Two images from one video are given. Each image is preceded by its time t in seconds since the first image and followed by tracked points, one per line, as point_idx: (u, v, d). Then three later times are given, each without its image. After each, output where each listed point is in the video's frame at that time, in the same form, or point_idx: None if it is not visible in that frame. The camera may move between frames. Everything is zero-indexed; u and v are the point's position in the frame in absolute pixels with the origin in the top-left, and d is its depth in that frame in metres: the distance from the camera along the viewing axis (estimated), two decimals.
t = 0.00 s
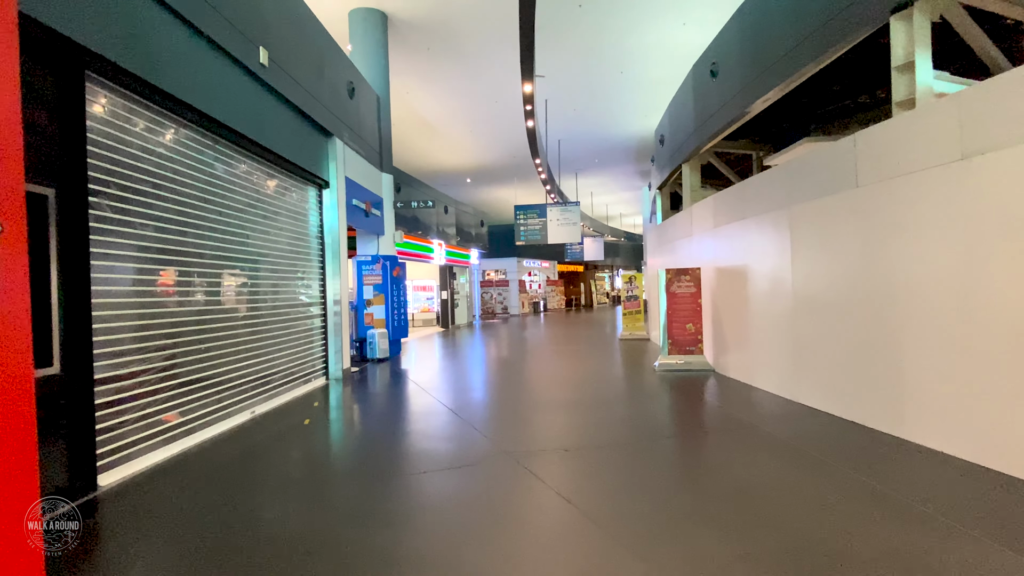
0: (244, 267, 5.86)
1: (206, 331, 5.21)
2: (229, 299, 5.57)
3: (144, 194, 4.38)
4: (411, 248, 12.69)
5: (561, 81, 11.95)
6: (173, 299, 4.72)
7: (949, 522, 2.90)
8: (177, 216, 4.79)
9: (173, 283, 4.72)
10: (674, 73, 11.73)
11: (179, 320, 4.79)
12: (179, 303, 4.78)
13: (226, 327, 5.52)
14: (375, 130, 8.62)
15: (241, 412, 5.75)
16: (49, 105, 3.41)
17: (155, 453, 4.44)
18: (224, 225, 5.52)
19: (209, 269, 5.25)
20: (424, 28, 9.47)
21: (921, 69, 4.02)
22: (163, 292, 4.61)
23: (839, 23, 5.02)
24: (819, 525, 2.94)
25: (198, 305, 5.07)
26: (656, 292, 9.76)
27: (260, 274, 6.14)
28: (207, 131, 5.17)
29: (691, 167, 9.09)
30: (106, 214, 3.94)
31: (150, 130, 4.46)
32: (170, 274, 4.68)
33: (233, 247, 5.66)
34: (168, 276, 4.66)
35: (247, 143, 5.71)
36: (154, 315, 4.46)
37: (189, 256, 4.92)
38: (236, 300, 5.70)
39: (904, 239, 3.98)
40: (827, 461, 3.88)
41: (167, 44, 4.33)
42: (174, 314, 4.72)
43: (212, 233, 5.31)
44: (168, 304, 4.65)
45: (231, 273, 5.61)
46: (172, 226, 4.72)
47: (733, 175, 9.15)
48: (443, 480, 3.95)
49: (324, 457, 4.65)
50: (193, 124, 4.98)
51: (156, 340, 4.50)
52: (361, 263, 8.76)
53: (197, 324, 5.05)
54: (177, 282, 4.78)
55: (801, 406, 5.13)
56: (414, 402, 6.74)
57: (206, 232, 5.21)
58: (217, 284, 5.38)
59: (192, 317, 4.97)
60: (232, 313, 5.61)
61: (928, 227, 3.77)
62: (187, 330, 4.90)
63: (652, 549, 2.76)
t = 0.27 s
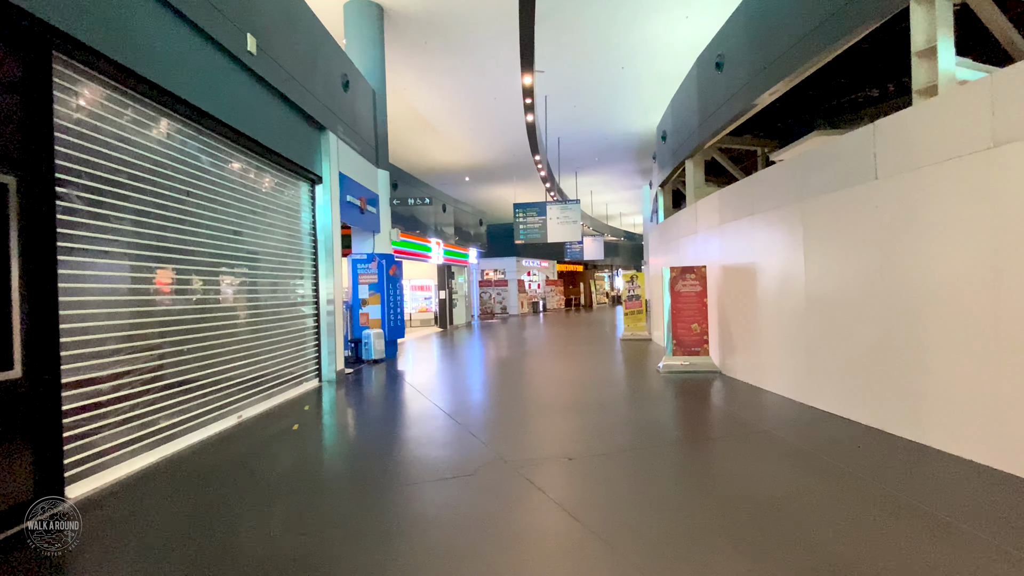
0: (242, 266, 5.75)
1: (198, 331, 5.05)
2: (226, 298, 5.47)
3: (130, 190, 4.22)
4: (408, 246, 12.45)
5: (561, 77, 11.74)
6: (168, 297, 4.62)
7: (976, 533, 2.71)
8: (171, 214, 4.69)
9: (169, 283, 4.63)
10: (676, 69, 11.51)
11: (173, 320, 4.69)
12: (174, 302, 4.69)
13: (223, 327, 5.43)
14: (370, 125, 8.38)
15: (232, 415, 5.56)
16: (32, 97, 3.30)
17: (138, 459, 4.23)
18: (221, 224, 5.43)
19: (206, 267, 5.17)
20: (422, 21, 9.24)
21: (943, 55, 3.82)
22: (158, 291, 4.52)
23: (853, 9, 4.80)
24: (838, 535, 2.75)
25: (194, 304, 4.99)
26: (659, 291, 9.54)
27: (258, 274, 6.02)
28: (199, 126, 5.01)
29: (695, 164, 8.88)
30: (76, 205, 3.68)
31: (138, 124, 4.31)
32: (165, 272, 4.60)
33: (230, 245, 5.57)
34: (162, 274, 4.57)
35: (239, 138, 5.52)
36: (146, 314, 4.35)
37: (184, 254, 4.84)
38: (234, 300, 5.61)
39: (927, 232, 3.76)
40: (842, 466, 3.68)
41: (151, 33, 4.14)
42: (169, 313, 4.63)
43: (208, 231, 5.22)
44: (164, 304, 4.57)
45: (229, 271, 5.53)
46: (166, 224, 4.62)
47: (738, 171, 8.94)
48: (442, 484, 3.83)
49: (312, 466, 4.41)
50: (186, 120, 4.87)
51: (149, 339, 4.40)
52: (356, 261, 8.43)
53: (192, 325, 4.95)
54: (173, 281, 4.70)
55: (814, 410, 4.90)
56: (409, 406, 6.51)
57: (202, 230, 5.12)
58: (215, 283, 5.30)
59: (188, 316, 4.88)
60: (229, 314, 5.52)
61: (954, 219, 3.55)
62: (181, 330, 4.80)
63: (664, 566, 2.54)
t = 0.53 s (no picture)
0: (239, 267, 5.67)
1: (188, 336, 4.89)
2: (223, 301, 5.40)
3: (116, 190, 4.07)
4: (404, 246, 12.20)
5: (561, 75, 11.52)
6: (162, 298, 4.56)
7: (1010, 558, 2.51)
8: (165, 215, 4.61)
9: (168, 283, 4.63)
10: (678, 66, 11.29)
11: (167, 323, 4.61)
12: (168, 304, 4.62)
13: (221, 330, 5.36)
14: (364, 122, 8.13)
15: (223, 421, 5.35)
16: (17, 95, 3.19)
17: (119, 470, 4.01)
18: (217, 225, 5.34)
19: (202, 269, 5.11)
20: (418, 15, 8.99)
21: (968, 43, 3.58)
22: (153, 292, 4.46)
23: None
24: (858, 559, 2.57)
25: (190, 305, 4.92)
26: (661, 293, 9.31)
27: (255, 276, 5.92)
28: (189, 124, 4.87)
29: (698, 162, 8.66)
30: (41, 203, 3.40)
31: (124, 120, 4.15)
32: (161, 275, 4.55)
33: (228, 246, 5.49)
34: (157, 276, 4.50)
35: (229, 135, 5.34)
36: (136, 315, 4.25)
37: (180, 256, 4.78)
38: (232, 303, 5.54)
39: (949, 233, 3.55)
40: (859, 481, 3.49)
41: (135, 25, 3.97)
42: (163, 314, 4.56)
43: (204, 231, 5.15)
44: (158, 308, 4.50)
45: (226, 272, 5.45)
46: (160, 225, 4.54)
47: (742, 169, 8.73)
48: (438, 488, 3.74)
49: (304, 472, 4.20)
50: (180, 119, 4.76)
51: (140, 342, 4.30)
52: (350, 262, 8.21)
53: (186, 328, 4.86)
54: (169, 282, 4.65)
55: (827, 418, 4.69)
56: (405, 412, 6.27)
57: (198, 231, 5.04)
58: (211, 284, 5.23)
59: (183, 318, 4.82)
60: (228, 317, 5.47)
61: (979, 219, 3.34)
62: (175, 332, 4.71)
63: None
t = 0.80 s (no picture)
0: (236, 265, 5.54)
1: (178, 337, 4.71)
2: (219, 301, 5.28)
3: (102, 184, 3.90)
4: (400, 245, 11.97)
5: (560, 70, 11.32)
6: (157, 295, 4.45)
7: None
8: (159, 211, 4.49)
9: (164, 281, 4.54)
10: (679, 61, 11.09)
11: (160, 324, 4.49)
12: (162, 303, 4.50)
13: (217, 328, 5.26)
14: (358, 116, 7.89)
15: (212, 424, 5.13)
16: None
17: (99, 478, 3.80)
18: (211, 223, 5.21)
19: (198, 267, 4.99)
20: (414, 8, 8.76)
21: (997, 25, 3.38)
22: (149, 290, 4.36)
23: None
24: None
25: (185, 304, 4.81)
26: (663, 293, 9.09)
27: (251, 274, 5.77)
28: (179, 117, 4.69)
29: (701, 158, 8.47)
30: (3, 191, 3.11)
31: (108, 111, 3.97)
32: (157, 276, 4.46)
33: (224, 244, 5.38)
34: (152, 274, 4.40)
35: (219, 128, 5.15)
36: (127, 314, 4.12)
37: (175, 254, 4.67)
38: (227, 301, 5.39)
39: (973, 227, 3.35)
40: (878, 488, 3.30)
41: (116, 9, 3.78)
42: (157, 313, 4.44)
43: (200, 228, 5.03)
44: (152, 308, 4.40)
45: (222, 270, 5.34)
46: (153, 222, 4.42)
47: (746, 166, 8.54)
48: (438, 492, 3.61)
49: (294, 479, 3.98)
50: (171, 113, 4.62)
51: (131, 342, 4.17)
52: (343, 260, 8.00)
53: (181, 328, 4.74)
54: (165, 281, 4.55)
55: (841, 422, 4.48)
56: (401, 416, 6.04)
57: (192, 228, 4.92)
58: (207, 283, 5.12)
59: (178, 317, 4.71)
60: (226, 317, 5.36)
61: (1006, 211, 3.15)
62: (167, 333, 4.58)
63: None
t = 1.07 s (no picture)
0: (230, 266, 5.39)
1: (166, 343, 4.53)
2: (213, 303, 5.15)
3: (92, 184, 3.75)
4: (395, 245, 11.73)
5: (560, 68, 11.12)
6: (149, 295, 4.32)
7: None
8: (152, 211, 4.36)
9: (157, 282, 4.42)
10: (680, 58, 10.88)
11: (152, 328, 4.36)
12: (153, 305, 4.37)
13: (211, 331, 5.12)
14: (351, 112, 7.65)
15: (201, 431, 4.90)
16: None
17: (95, 484, 3.70)
18: (205, 223, 5.06)
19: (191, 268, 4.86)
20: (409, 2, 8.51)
21: None
22: (141, 291, 4.24)
23: None
24: None
25: (178, 308, 4.68)
26: (664, 294, 8.88)
27: (244, 275, 5.60)
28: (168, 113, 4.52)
29: (704, 155, 8.26)
30: None
31: (94, 105, 3.79)
32: (150, 279, 4.34)
33: (219, 244, 5.24)
34: (145, 276, 4.28)
35: (210, 125, 4.95)
36: (115, 318, 3.96)
37: (169, 256, 4.55)
38: (222, 303, 5.26)
39: (1001, 224, 3.14)
40: (901, 502, 3.11)
41: None
42: (148, 316, 4.31)
43: (194, 229, 4.90)
44: (144, 310, 4.26)
45: (217, 272, 5.21)
46: (145, 223, 4.28)
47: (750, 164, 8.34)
48: (435, 502, 3.47)
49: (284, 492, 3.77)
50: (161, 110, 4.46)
51: (122, 347, 4.02)
52: (336, 260, 7.72)
53: (173, 332, 4.60)
54: (158, 283, 4.44)
55: (857, 431, 4.27)
56: (396, 423, 5.81)
57: (186, 229, 4.79)
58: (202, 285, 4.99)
59: (171, 320, 4.59)
60: (220, 320, 5.24)
61: None
62: (158, 336, 4.44)
63: None
